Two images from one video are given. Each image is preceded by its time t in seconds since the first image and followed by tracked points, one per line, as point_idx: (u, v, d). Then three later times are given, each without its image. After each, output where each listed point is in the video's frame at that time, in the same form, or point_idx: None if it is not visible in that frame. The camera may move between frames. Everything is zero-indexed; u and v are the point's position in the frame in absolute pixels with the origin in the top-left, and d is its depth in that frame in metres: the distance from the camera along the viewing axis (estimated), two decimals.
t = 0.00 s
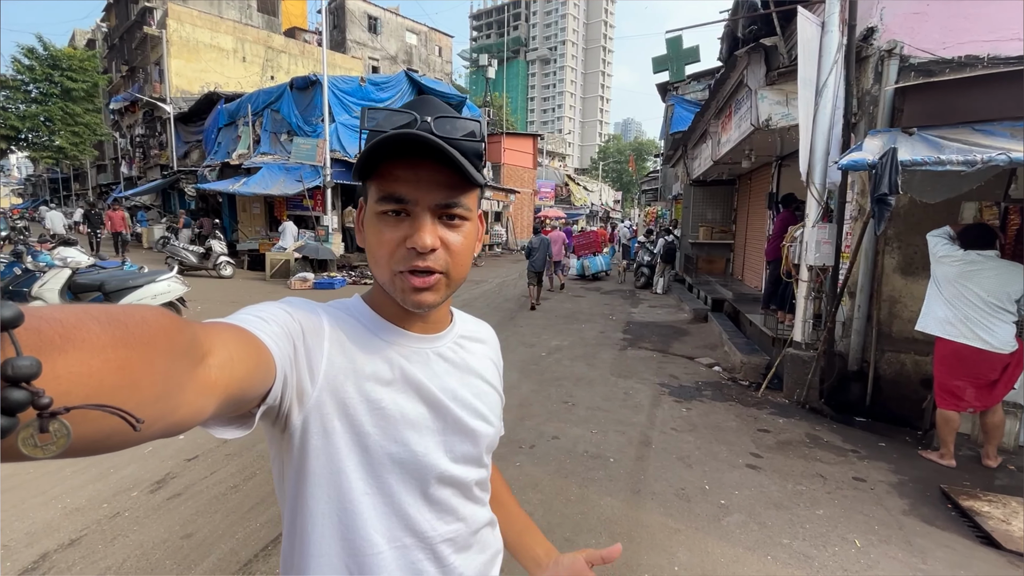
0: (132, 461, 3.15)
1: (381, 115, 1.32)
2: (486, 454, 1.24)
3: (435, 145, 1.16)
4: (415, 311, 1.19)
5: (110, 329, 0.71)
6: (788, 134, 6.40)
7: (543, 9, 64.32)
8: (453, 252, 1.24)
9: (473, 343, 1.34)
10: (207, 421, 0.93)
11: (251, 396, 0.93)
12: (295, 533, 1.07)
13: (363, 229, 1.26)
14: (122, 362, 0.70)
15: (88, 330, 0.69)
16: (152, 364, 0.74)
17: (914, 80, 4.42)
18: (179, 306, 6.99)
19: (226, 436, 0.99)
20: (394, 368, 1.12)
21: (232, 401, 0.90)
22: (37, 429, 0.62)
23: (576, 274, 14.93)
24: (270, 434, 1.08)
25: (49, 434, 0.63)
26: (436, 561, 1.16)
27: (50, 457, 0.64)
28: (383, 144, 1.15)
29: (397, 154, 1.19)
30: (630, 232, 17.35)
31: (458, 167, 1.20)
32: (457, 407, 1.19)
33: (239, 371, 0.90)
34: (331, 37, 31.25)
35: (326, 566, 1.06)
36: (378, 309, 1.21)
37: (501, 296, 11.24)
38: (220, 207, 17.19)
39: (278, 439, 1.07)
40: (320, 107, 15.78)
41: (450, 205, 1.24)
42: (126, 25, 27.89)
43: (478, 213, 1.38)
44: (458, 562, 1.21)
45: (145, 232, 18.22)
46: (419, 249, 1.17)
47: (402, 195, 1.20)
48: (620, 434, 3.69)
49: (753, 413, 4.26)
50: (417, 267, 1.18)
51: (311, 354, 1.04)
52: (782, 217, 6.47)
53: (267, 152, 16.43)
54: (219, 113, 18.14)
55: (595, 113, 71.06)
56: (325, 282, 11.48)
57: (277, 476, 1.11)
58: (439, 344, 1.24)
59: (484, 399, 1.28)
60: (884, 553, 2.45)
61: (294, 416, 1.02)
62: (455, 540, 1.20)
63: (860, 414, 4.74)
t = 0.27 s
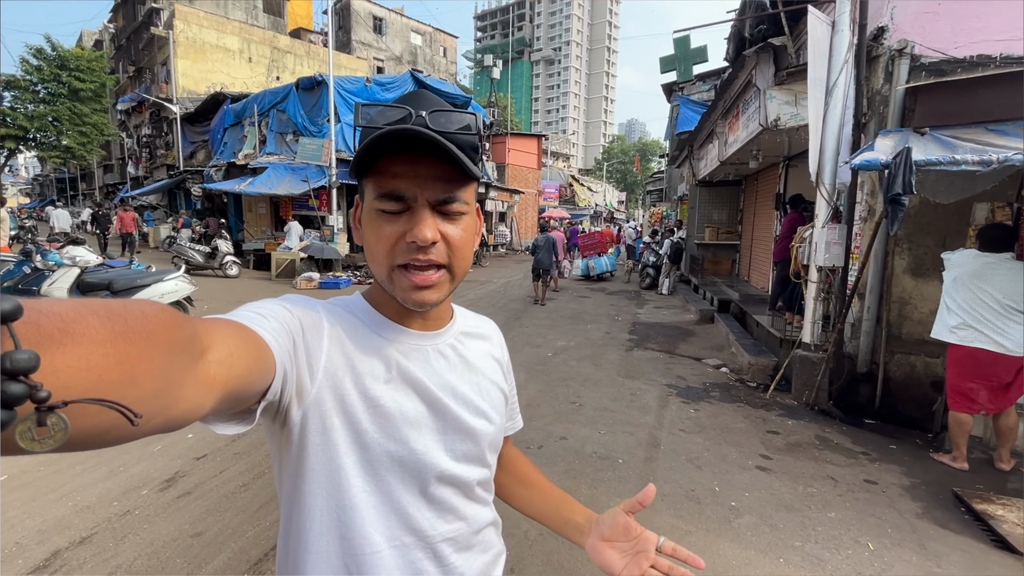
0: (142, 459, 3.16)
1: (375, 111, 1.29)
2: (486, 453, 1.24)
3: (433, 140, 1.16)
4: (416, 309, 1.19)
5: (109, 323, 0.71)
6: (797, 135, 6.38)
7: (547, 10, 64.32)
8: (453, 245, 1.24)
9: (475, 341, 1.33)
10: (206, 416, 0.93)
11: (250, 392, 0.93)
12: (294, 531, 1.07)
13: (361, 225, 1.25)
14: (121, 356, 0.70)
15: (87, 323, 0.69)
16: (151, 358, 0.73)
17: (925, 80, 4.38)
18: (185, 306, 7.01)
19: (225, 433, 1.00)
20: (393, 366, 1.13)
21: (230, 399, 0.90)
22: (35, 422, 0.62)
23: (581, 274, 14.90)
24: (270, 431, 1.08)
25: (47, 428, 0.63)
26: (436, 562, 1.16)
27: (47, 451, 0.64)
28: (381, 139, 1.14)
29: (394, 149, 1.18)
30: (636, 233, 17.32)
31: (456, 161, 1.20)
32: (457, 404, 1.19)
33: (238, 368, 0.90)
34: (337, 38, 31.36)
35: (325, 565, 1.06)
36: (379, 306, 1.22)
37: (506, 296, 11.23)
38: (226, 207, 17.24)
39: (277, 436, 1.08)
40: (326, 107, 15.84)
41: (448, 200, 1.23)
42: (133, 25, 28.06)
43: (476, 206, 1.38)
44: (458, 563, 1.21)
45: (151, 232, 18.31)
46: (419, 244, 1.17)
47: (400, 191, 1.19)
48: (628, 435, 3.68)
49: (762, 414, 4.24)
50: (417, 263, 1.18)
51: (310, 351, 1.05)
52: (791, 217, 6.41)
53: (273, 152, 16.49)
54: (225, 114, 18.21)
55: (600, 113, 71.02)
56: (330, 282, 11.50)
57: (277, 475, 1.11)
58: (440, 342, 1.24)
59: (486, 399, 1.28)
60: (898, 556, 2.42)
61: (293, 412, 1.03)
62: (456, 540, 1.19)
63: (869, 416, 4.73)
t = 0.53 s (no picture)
0: (151, 460, 3.17)
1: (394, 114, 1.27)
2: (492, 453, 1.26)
3: (461, 142, 1.23)
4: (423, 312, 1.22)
5: (112, 337, 0.78)
6: (804, 136, 6.36)
7: (551, 11, 64.34)
8: (469, 245, 1.28)
9: (480, 343, 1.36)
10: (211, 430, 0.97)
11: (253, 402, 0.96)
12: (305, 541, 1.09)
13: (372, 226, 1.25)
14: (124, 371, 0.77)
15: (91, 339, 0.76)
16: (151, 373, 0.79)
17: (934, 82, 4.37)
18: (191, 306, 7.03)
19: (229, 445, 1.02)
20: (397, 370, 1.16)
21: (234, 410, 0.94)
22: (40, 438, 0.70)
23: (585, 275, 14.88)
24: (275, 443, 1.10)
25: (52, 443, 0.71)
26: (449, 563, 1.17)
27: (54, 463, 0.72)
28: (412, 143, 1.17)
29: (417, 152, 1.22)
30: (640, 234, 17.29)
31: (475, 160, 1.27)
32: (461, 407, 1.22)
33: (240, 380, 0.93)
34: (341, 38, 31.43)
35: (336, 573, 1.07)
36: (380, 313, 1.24)
37: (510, 297, 11.23)
38: (230, 207, 17.29)
39: (282, 446, 1.09)
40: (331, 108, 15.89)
41: (464, 200, 1.29)
42: (138, 26, 28.18)
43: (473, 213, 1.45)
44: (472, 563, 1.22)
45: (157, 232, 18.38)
46: (443, 242, 1.20)
47: (422, 191, 1.22)
48: (636, 438, 3.67)
49: (769, 417, 4.23)
50: (437, 262, 1.21)
51: (312, 359, 1.07)
52: (798, 220, 6.42)
53: (278, 153, 16.53)
54: (231, 114, 18.28)
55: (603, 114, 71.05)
56: (335, 282, 11.53)
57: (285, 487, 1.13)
58: (442, 345, 1.26)
59: (491, 399, 1.30)
60: (910, 562, 2.41)
61: (297, 422, 1.05)
62: (467, 541, 1.21)
63: (878, 420, 4.67)
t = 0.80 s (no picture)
0: (159, 460, 3.17)
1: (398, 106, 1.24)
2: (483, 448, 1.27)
3: (464, 132, 1.26)
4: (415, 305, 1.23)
5: (89, 343, 0.74)
6: (812, 137, 6.32)
7: (555, 11, 64.37)
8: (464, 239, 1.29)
9: (468, 337, 1.38)
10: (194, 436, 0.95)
11: (239, 406, 0.95)
12: (294, 543, 1.09)
13: (366, 218, 1.23)
14: (104, 377, 0.73)
15: (66, 346, 0.72)
16: (133, 378, 0.76)
17: (946, 81, 4.32)
18: (198, 306, 7.06)
19: (216, 450, 1.02)
20: (384, 369, 1.17)
21: (220, 415, 0.92)
22: (18, 452, 0.64)
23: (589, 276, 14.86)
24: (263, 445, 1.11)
25: (31, 456, 0.65)
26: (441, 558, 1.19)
27: (31, 477, 0.67)
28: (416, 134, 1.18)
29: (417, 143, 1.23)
30: (644, 235, 17.26)
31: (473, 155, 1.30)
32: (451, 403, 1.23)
33: (225, 383, 0.91)
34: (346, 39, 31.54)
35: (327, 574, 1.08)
36: (367, 311, 1.25)
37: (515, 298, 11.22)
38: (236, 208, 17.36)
39: (270, 447, 1.10)
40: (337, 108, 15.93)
41: (459, 195, 1.31)
42: (145, 28, 28.35)
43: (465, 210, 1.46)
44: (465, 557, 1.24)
45: (163, 232, 18.46)
46: (442, 234, 1.21)
47: (423, 183, 1.23)
48: (644, 440, 3.65)
49: (778, 419, 4.19)
50: (433, 255, 1.22)
51: (298, 359, 1.08)
52: (806, 220, 6.37)
53: (284, 154, 16.58)
54: (237, 115, 18.35)
55: (607, 115, 71.00)
56: (340, 283, 11.55)
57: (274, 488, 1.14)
58: (429, 340, 1.29)
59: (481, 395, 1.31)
60: (925, 567, 2.38)
61: (285, 424, 1.05)
62: (460, 536, 1.22)
63: (888, 423, 4.62)
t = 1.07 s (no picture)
0: (163, 460, 3.16)
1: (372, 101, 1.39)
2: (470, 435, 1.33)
3: (422, 115, 1.28)
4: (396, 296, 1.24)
5: (82, 331, 0.76)
6: (815, 137, 6.30)
7: (557, 12, 64.41)
8: (439, 229, 1.28)
9: (454, 328, 1.42)
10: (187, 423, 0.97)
11: (231, 397, 0.97)
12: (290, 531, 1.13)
13: (341, 211, 1.28)
14: (95, 368, 0.75)
15: (59, 334, 0.73)
16: (126, 367, 0.79)
17: (952, 81, 4.28)
18: (201, 306, 7.05)
19: (205, 443, 1.07)
20: (374, 360, 1.20)
21: (212, 406, 0.94)
22: (6, 439, 0.67)
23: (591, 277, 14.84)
24: (256, 438, 1.14)
25: (19, 445, 0.67)
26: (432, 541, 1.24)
27: (22, 464, 0.69)
28: (365, 118, 1.22)
29: (381, 132, 1.27)
30: (646, 235, 17.24)
31: (442, 139, 1.31)
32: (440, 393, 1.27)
33: (218, 374, 0.94)
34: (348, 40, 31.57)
35: (323, 559, 1.12)
36: (354, 305, 1.28)
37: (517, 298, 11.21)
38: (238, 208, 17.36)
39: (265, 439, 1.13)
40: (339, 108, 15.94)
41: (431, 182, 1.30)
42: (148, 28, 28.39)
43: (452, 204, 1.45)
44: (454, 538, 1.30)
45: (165, 232, 18.47)
46: (407, 221, 1.20)
47: (387, 170, 1.25)
48: (649, 440, 3.64)
49: (783, 420, 4.18)
50: (400, 241, 1.21)
51: (291, 352, 1.10)
52: (810, 221, 6.36)
53: (286, 154, 16.59)
54: (239, 115, 18.36)
55: (609, 116, 71.02)
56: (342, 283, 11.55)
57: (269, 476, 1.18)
58: (419, 333, 1.32)
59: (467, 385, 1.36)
60: (934, 569, 2.37)
61: (279, 417, 1.09)
62: (450, 519, 1.28)
63: (893, 424, 4.62)
